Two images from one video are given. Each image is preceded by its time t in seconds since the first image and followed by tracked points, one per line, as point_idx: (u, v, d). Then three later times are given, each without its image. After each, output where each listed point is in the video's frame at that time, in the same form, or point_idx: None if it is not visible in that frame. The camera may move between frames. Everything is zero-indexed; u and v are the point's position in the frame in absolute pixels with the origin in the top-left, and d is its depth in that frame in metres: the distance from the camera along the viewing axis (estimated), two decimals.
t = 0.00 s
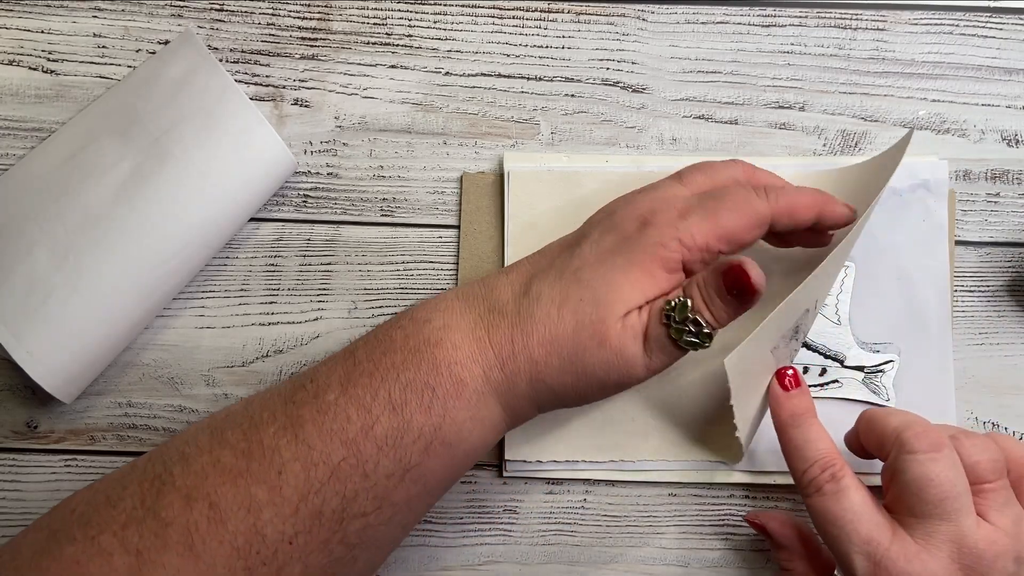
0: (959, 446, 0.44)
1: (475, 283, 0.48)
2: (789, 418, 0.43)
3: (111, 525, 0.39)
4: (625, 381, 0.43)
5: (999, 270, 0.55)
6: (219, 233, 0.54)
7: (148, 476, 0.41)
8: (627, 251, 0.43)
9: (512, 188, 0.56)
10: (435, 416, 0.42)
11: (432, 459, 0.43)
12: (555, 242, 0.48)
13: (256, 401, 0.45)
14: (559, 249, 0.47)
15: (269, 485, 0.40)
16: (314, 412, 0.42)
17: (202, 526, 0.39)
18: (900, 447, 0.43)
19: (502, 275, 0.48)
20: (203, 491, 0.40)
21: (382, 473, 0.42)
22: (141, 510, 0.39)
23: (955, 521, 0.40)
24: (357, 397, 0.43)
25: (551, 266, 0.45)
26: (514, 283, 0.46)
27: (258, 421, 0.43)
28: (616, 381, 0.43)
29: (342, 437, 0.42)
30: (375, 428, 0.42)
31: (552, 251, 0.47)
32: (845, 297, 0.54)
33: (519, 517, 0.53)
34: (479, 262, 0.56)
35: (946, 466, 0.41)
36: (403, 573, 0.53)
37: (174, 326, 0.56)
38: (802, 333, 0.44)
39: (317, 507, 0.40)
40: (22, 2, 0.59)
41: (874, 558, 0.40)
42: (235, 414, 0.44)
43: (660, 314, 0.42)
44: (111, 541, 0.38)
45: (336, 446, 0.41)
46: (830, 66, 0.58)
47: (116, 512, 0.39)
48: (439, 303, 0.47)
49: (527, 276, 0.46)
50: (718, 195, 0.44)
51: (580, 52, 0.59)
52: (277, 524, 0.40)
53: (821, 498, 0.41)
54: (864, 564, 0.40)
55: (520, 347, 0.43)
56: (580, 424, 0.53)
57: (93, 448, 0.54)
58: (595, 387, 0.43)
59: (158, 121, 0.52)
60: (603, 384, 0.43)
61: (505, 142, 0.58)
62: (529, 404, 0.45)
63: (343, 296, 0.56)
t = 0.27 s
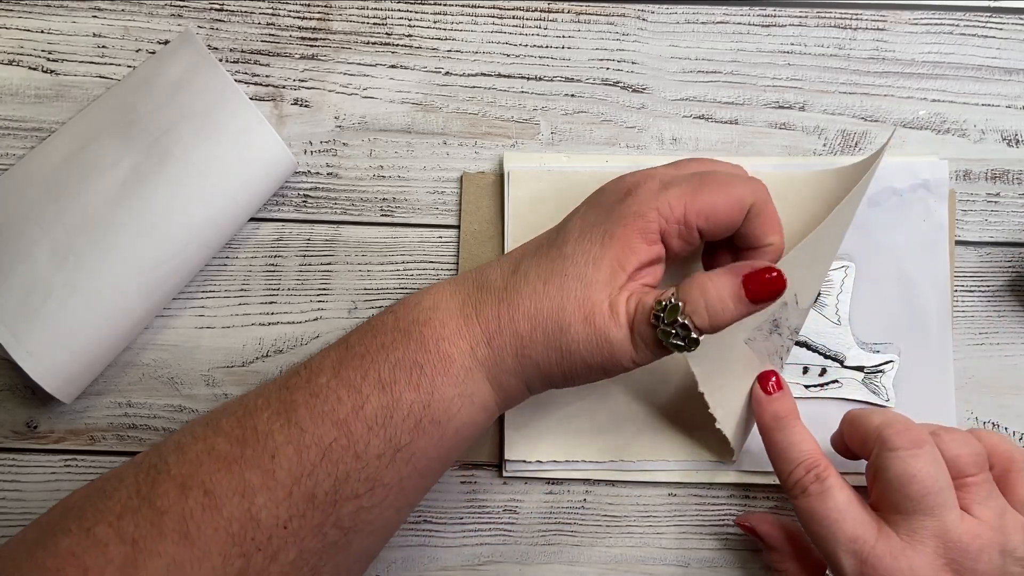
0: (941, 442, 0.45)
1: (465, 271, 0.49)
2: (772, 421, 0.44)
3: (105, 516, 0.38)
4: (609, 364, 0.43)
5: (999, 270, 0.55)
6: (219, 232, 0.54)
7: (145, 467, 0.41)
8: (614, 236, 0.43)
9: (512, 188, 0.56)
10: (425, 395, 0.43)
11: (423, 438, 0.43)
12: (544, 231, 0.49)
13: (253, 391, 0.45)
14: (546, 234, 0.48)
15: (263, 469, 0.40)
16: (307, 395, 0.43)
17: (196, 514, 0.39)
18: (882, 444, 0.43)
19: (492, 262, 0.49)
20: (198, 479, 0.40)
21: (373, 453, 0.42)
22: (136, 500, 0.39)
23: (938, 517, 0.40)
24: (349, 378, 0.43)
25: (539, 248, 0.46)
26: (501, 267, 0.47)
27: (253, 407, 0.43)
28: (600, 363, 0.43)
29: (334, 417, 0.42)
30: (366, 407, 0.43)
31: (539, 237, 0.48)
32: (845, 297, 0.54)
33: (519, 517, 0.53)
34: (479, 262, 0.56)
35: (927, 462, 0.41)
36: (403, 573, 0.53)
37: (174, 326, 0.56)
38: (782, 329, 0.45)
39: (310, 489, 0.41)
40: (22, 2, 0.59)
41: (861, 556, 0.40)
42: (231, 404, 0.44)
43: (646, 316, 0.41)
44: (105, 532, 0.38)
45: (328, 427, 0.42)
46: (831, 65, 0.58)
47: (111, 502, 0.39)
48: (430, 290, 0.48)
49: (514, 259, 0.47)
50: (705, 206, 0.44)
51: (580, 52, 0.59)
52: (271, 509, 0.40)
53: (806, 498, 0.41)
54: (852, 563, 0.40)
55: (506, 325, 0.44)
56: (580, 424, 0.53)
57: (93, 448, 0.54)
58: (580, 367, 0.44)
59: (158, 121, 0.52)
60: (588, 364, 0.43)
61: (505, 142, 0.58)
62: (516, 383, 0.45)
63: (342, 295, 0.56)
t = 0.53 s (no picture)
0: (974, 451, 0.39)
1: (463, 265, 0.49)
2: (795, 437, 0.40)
3: (103, 510, 0.38)
4: (609, 360, 0.43)
5: (999, 270, 0.55)
6: (219, 232, 0.54)
7: (143, 461, 0.41)
8: (614, 231, 0.43)
9: (513, 188, 0.56)
10: (421, 386, 0.43)
11: (419, 429, 0.43)
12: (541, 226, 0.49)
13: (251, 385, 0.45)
14: (543, 228, 0.48)
15: (259, 462, 0.40)
16: (304, 388, 0.43)
17: (193, 506, 0.39)
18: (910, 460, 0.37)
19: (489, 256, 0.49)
20: (195, 472, 0.40)
21: (370, 444, 0.42)
22: (134, 494, 0.39)
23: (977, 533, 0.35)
24: (345, 370, 0.44)
25: (538, 242, 0.46)
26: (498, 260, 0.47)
27: (250, 400, 0.43)
28: (599, 358, 0.43)
29: (331, 409, 0.42)
30: (362, 398, 0.43)
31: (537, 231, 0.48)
32: (844, 304, 0.54)
33: (519, 517, 0.53)
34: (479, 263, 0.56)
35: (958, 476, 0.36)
36: (403, 573, 0.53)
37: (174, 326, 0.56)
38: (778, 338, 0.46)
39: (306, 482, 0.41)
40: (22, 2, 0.59)
41: None
42: (229, 399, 0.45)
43: (671, 317, 0.42)
44: (103, 527, 0.38)
45: (324, 419, 0.42)
46: (830, 66, 0.58)
47: (108, 496, 0.39)
48: (427, 283, 0.48)
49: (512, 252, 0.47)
50: (704, 210, 0.44)
51: (580, 52, 0.59)
52: (268, 501, 0.40)
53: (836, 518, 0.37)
54: None
55: (503, 317, 0.44)
56: (579, 424, 0.53)
57: (93, 448, 0.54)
58: (578, 361, 0.44)
59: (157, 120, 0.52)
60: (587, 359, 0.43)
61: (505, 142, 0.58)
62: (513, 376, 0.45)
63: (342, 296, 0.56)
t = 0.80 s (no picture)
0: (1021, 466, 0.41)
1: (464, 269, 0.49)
2: None
3: (104, 512, 0.38)
4: (611, 367, 0.43)
5: (999, 270, 0.55)
6: (219, 232, 0.54)
7: (145, 464, 0.41)
8: (617, 238, 0.44)
9: (512, 188, 0.56)
10: (424, 392, 0.43)
11: (423, 435, 0.43)
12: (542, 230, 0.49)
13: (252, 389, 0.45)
14: (546, 233, 0.48)
15: (262, 466, 0.40)
16: (307, 393, 0.43)
17: (196, 510, 0.39)
18: None
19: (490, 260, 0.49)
20: (198, 476, 0.40)
21: (373, 450, 0.42)
22: (135, 497, 0.39)
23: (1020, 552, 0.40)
24: (348, 375, 0.44)
25: (541, 247, 0.46)
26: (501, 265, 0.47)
27: (252, 405, 0.43)
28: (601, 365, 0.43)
29: (334, 415, 0.42)
30: (366, 404, 0.43)
31: (539, 235, 0.48)
32: (845, 304, 0.54)
33: (519, 517, 0.53)
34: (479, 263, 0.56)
35: None
36: (403, 573, 0.53)
37: (174, 326, 0.56)
38: (782, 342, 0.46)
39: (309, 486, 0.41)
40: (21, 2, 0.59)
41: None
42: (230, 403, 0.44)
43: (675, 324, 0.42)
44: (104, 530, 0.38)
45: (328, 424, 0.42)
46: (831, 65, 0.58)
47: (109, 499, 0.39)
48: (429, 288, 0.48)
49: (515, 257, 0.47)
50: (706, 218, 0.44)
51: (580, 52, 0.59)
52: (271, 506, 0.40)
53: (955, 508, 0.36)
54: None
55: (507, 324, 0.44)
56: (579, 424, 0.53)
57: (93, 448, 0.54)
58: (581, 368, 0.44)
59: (158, 121, 0.52)
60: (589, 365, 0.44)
61: (505, 142, 0.58)
62: (516, 382, 0.45)
63: (342, 296, 0.56)
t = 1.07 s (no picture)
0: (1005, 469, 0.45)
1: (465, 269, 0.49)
2: None
3: (105, 513, 0.38)
4: (612, 368, 0.43)
5: (999, 270, 0.55)
6: (219, 231, 0.54)
7: (145, 464, 0.41)
8: (618, 239, 0.44)
9: (512, 188, 0.56)
10: (425, 393, 0.43)
11: (423, 436, 0.43)
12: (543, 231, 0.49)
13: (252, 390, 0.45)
14: (546, 234, 0.48)
15: (263, 467, 0.40)
16: (307, 394, 0.43)
17: (196, 511, 0.39)
18: None
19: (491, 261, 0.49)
20: (198, 477, 0.40)
21: (374, 451, 0.42)
22: (136, 498, 0.39)
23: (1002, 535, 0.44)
24: (349, 376, 0.44)
25: (542, 248, 0.46)
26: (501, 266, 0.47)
27: (252, 406, 0.43)
28: (602, 366, 0.43)
29: (334, 417, 0.42)
30: (366, 405, 0.43)
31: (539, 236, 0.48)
32: (845, 305, 0.54)
33: (519, 517, 0.53)
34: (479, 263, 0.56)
35: None
36: (403, 573, 0.53)
37: (174, 326, 0.56)
38: (783, 342, 0.46)
39: (309, 487, 0.41)
40: (22, 2, 0.59)
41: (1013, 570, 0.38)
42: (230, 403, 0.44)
43: (676, 325, 0.42)
44: (104, 530, 0.37)
45: (328, 425, 0.42)
46: (831, 65, 0.58)
47: (110, 500, 0.39)
48: (429, 288, 0.48)
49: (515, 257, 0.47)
50: (707, 218, 0.44)
51: (580, 52, 0.59)
52: (271, 507, 0.40)
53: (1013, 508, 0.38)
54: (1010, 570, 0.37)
55: (507, 325, 0.44)
56: (579, 424, 0.53)
57: (93, 448, 0.54)
58: (582, 369, 0.44)
59: (158, 121, 0.52)
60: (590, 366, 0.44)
61: (505, 142, 0.58)
62: (516, 383, 0.45)
63: (342, 296, 0.56)
